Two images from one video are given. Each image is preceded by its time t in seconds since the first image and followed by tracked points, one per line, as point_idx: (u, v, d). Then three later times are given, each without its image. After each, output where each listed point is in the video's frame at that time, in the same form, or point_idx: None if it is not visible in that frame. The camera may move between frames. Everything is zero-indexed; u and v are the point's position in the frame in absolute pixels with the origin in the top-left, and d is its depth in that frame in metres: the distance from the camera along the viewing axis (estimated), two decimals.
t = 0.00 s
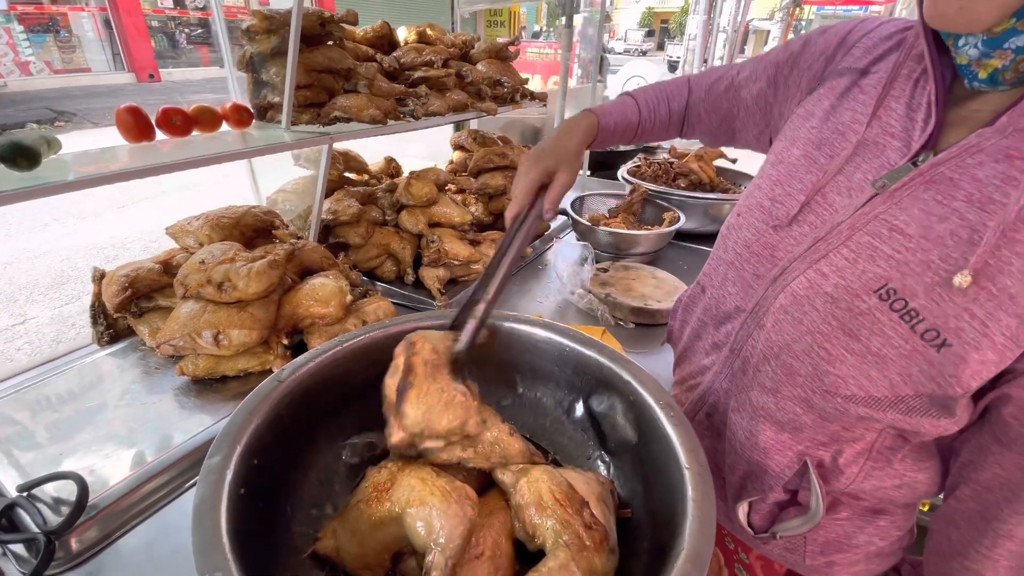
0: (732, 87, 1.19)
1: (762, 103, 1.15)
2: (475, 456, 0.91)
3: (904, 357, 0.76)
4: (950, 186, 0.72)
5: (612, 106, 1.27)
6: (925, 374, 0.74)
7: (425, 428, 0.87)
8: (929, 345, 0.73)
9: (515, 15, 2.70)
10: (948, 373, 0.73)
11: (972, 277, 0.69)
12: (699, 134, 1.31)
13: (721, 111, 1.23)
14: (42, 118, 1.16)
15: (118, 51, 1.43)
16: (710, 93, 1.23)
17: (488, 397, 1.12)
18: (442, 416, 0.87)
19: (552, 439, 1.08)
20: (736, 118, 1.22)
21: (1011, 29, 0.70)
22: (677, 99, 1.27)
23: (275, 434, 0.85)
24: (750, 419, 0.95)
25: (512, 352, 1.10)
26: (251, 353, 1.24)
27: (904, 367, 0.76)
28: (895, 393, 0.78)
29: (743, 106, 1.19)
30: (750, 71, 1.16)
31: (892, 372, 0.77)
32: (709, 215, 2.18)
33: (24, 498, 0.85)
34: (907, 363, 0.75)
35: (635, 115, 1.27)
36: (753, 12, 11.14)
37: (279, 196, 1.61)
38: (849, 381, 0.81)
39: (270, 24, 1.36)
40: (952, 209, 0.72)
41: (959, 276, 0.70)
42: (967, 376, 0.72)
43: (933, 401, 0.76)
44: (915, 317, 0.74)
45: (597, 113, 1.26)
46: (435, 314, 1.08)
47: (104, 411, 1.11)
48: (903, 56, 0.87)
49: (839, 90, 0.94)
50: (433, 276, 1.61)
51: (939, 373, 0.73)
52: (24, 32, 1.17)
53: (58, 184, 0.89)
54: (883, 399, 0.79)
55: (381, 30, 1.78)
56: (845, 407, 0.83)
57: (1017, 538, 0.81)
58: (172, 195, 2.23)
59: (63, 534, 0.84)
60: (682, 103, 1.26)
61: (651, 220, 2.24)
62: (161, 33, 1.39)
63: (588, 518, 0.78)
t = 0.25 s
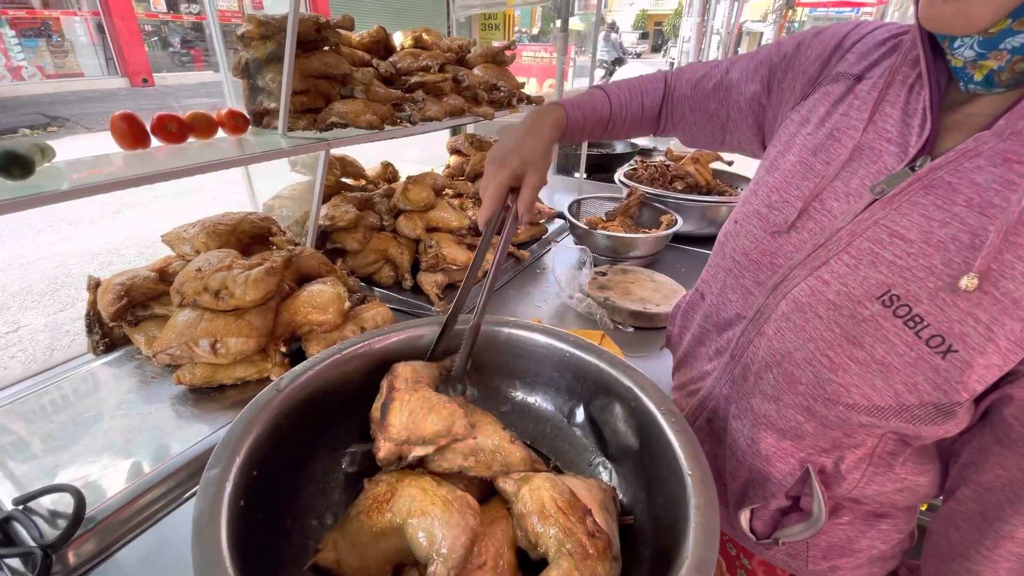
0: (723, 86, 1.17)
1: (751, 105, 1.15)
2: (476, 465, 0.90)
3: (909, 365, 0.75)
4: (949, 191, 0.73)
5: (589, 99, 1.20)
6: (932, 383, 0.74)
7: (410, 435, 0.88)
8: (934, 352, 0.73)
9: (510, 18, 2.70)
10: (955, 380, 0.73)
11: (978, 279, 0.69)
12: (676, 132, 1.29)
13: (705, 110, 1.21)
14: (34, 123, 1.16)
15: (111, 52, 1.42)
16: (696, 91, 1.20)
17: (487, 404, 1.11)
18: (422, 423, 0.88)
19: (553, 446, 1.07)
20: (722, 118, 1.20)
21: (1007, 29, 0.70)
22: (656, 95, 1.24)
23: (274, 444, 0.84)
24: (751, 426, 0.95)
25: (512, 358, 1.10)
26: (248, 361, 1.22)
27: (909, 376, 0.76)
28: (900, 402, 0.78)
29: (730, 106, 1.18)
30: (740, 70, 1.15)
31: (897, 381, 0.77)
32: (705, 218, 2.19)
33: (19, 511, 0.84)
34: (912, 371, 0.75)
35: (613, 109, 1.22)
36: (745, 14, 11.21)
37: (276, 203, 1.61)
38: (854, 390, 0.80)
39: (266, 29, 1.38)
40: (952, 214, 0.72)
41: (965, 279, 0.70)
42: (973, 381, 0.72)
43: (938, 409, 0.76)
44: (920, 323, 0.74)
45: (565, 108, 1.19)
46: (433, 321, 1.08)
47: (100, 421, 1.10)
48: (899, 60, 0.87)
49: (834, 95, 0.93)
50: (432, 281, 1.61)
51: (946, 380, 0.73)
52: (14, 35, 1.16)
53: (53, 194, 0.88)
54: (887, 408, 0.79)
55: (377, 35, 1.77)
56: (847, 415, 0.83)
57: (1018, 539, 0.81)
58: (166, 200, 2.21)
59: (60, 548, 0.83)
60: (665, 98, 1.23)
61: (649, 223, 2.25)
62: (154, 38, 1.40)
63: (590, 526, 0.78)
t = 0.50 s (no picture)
0: (721, 78, 1.20)
1: (745, 97, 1.17)
2: (474, 465, 0.90)
3: (902, 362, 0.76)
4: (939, 187, 0.73)
5: (584, 72, 1.29)
6: (924, 379, 0.74)
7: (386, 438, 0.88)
8: (926, 348, 0.73)
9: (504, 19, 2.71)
10: (947, 376, 0.73)
11: (970, 270, 0.69)
12: (677, 121, 1.32)
13: (699, 101, 1.25)
14: (27, 127, 1.13)
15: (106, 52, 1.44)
16: (693, 82, 1.25)
17: (484, 405, 1.11)
18: (399, 426, 0.89)
19: (550, 446, 1.07)
20: (711, 110, 1.24)
21: (995, 23, 0.70)
22: (656, 78, 1.29)
23: (271, 447, 0.84)
24: (747, 424, 0.95)
25: (508, 359, 1.09)
26: (244, 364, 1.22)
27: (901, 372, 0.76)
28: (893, 398, 0.78)
29: (722, 98, 1.21)
30: (740, 65, 1.17)
31: (891, 377, 0.77)
32: (701, 218, 2.19)
33: (14, 516, 0.84)
34: (904, 367, 0.75)
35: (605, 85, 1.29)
36: (739, 15, 11.26)
37: (271, 204, 1.61)
38: (847, 386, 0.81)
39: (260, 31, 1.37)
40: (943, 211, 0.72)
41: (958, 271, 0.70)
42: (966, 378, 0.72)
43: (932, 406, 0.76)
44: (912, 320, 0.74)
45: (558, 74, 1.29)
46: (429, 322, 1.08)
47: (94, 425, 1.09)
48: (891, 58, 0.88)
49: (827, 94, 0.94)
50: (427, 281, 1.59)
51: (938, 376, 0.73)
52: (8, 39, 1.14)
53: (46, 197, 0.88)
54: (879, 404, 0.79)
55: (371, 36, 1.77)
56: (842, 412, 0.83)
57: (1016, 537, 0.82)
58: (160, 203, 2.21)
59: (55, 553, 0.82)
60: (663, 85, 1.29)
61: (644, 223, 2.24)
62: (149, 39, 1.41)
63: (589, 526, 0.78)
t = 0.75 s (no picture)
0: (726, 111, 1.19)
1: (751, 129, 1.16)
2: (473, 456, 0.90)
3: (884, 349, 0.77)
4: (921, 178, 0.74)
5: (625, 160, 1.25)
6: (906, 367, 0.75)
7: (378, 449, 0.87)
8: (907, 336, 0.74)
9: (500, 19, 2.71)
10: (928, 363, 0.74)
11: (951, 260, 0.70)
12: (710, 158, 1.29)
13: (721, 134, 1.23)
14: (21, 127, 1.14)
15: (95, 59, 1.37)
16: (708, 121, 1.23)
17: (480, 401, 1.12)
18: (393, 437, 0.88)
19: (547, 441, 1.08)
20: (739, 138, 1.21)
21: (973, 14, 0.71)
22: (679, 137, 1.27)
23: (268, 443, 0.84)
24: (736, 415, 0.96)
25: (505, 355, 1.10)
26: (241, 361, 1.22)
27: (884, 359, 0.77)
28: (877, 385, 0.79)
29: (742, 127, 1.19)
30: (738, 98, 1.18)
31: (874, 364, 0.78)
32: (696, 215, 2.20)
33: (13, 514, 0.84)
34: (886, 354, 0.77)
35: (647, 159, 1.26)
36: (735, 14, 11.29)
37: (267, 203, 1.60)
38: (832, 373, 0.82)
39: (256, 30, 1.38)
40: (924, 203, 0.73)
41: (937, 261, 0.71)
42: (947, 365, 0.73)
43: (915, 393, 0.77)
44: (893, 309, 0.75)
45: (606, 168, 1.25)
46: (426, 319, 1.08)
47: (91, 424, 1.09)
48: (874, 55, 0.89)
49: (815, 91, 0.95)
50: (425, 280, 1.61)
51: (920, 364, 0.74)
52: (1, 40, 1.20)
53: (42, 195, 0.87)
54: (864, 391, 0.80)
55: (367, 34, 1.77)
56: (828, 400, 0.84)
57: (1001, 525, 0.83)
58: (157, 203, 2.21)
59: (54, 550, 0.83)
60: (686, 137, 1.27)
61: (640, 220, 2.27)
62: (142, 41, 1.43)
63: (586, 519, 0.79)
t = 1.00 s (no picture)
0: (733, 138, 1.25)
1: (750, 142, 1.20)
2: (471, 450, 0.90)
3: (881, 339, 0.76)
4: (916, 168, 0.75)
5: (650, 199, 1.31)
6: (904, 356, 0.75)
7: (377, 444, 0.86)
8: (905, 324, 0.74)
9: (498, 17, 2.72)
10: (926, 352, 0.73)
11: (944, 244, 0.70)
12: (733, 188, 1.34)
13: (734, 162, 1.29)
14: (19, 128, 1.13)
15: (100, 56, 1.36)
16: (718, 154, 1.31)
17: (479, 397, 1.12)
18: (390, 433, 0.87)
19: (546, 436, 1.08)
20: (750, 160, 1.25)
21: (957, 5, 0.71)
22: (697, 176, 1.35)
23: (268, 438, 0.84)
24: (735, 408, 0.97)
25: (503, 350, 1.10)
26: (240, 358, 1.22)
27: (882, 350, 0.76)
28: (876, 375, 0.78)
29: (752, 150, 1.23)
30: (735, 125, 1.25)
31: (872, 355, 0.78)
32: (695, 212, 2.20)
33: (13, 509, 0.84)
34: (884, 345, 0.76)
35: (668, 197, 1.32)
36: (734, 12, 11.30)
37: (265, 201, 1.61)
38: (829, 364, 0.82)
39: (253, 28, 1.38)
40: (920, 190, 0.74)
41: (931, 245, 0.70)
42: (946, 354, 0.72)
43: (913, 383, 0.76)
44: (890, 297, 0.75)
45: (634, 207, 1.30)
46: (425, 315, 1.09)
47: (90, 421, 1.09)
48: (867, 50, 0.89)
49: (813, 88, 0.96)
50: (424, 278, 1.60)
51: (918, 352, 0.74)
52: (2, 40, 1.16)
53: (40, 191, 0.88)
54: (863, 381, 0.80)
55: (365, 32, 1.78)
56: (825, 391, 0.84)
57: (996, 517, 0.83)
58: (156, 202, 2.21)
59: (53, 544, 0.83)
60: (702, 175, 1.34)
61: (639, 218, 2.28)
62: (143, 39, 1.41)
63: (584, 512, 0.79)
